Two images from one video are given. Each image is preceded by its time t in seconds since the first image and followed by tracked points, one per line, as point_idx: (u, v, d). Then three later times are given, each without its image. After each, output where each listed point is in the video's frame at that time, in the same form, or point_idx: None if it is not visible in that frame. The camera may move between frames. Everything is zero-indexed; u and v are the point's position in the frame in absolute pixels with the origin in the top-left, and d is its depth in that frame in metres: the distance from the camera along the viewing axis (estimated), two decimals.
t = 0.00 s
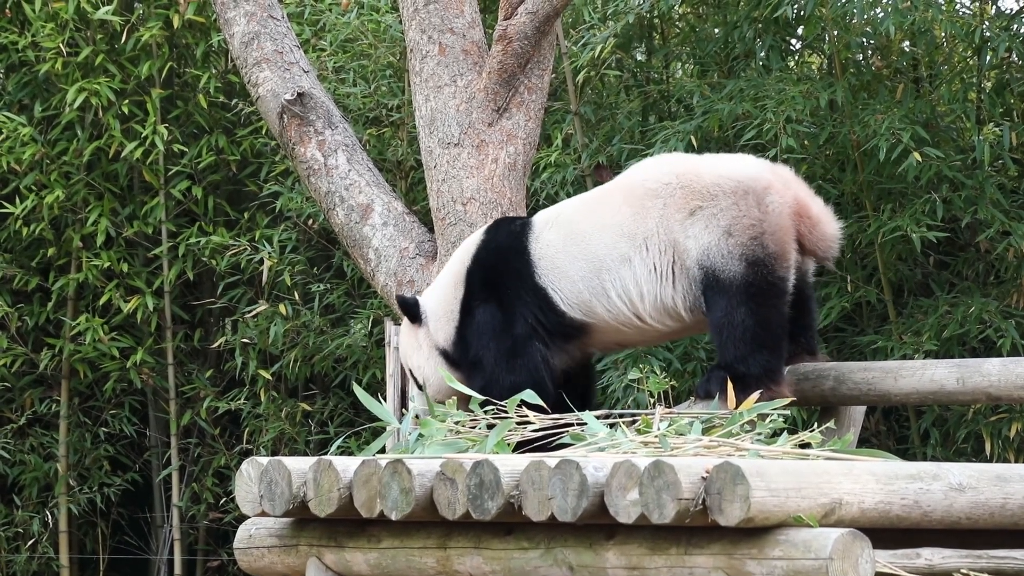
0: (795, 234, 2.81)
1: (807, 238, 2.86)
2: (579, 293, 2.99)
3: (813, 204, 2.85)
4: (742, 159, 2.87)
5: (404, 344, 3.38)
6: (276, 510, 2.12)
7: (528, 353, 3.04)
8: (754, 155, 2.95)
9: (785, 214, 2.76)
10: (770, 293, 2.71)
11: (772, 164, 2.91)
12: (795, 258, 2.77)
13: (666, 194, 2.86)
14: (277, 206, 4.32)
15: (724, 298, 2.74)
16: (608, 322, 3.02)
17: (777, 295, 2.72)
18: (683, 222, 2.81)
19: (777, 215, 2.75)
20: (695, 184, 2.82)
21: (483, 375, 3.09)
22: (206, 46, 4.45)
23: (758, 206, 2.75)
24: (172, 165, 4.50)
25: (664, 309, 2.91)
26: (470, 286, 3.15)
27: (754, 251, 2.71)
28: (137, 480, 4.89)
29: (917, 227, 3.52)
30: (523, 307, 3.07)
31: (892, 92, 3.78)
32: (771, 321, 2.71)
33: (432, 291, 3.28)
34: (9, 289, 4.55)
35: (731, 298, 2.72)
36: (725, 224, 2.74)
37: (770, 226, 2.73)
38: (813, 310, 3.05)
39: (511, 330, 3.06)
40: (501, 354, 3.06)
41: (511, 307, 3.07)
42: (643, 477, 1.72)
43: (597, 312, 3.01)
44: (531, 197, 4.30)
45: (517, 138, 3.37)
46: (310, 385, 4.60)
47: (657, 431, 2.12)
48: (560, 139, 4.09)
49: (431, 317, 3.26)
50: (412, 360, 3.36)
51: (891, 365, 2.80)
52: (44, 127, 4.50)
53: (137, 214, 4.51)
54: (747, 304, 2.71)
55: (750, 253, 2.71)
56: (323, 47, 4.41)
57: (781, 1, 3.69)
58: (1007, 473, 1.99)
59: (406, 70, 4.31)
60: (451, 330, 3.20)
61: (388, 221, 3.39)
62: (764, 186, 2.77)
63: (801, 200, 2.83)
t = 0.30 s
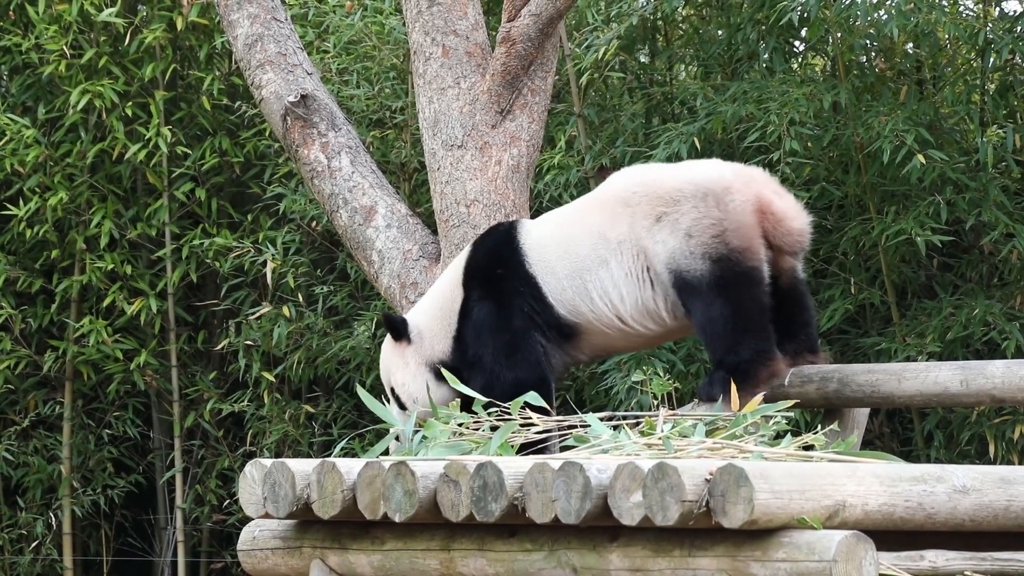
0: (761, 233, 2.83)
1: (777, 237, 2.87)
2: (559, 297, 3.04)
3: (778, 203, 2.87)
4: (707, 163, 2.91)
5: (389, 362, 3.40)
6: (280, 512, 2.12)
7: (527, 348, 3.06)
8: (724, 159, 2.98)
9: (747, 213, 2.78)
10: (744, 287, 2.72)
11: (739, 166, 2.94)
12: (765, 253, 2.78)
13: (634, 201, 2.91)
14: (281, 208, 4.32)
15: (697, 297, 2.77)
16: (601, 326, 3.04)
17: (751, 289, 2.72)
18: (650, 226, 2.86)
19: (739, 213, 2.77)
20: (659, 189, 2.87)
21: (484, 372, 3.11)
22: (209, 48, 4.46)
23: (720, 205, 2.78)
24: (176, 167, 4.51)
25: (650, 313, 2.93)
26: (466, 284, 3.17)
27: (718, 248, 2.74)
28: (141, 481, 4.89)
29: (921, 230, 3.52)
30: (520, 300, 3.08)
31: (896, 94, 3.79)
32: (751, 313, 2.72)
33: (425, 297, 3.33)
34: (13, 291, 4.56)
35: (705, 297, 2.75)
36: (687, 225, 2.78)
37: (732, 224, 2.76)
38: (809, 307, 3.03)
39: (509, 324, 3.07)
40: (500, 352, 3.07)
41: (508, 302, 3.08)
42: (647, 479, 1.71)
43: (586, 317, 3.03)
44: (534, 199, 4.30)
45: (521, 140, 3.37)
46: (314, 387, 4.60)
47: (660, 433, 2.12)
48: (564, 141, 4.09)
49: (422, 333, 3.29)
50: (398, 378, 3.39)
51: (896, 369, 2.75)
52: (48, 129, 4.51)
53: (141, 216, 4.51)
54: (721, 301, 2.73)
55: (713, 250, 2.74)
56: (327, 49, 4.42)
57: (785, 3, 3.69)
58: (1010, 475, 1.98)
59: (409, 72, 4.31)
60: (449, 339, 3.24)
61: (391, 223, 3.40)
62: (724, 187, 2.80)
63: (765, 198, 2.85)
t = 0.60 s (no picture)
0: (722, 250, 2.89)
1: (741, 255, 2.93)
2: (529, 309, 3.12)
3: (747, 222, 2.93)
4: (684, 180, 2.96)
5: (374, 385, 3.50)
6: (291, 513, 2.12)
7: (522, 350, 3.11)
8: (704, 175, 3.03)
9: (708, 234, 2.84)
10: (675, 309, 2.81)
11: (714, 182, 2.99)
12: (712, 278, 2.85)
13: (605, 213, 2.97)
14: (291, 210, 4.33)
15: (636, 310, 2.86)
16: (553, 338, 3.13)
17: (684, 311, 2.81)
18: (614, 238, 2.93)
19: (698, 233, 2.84)
20: (631, 203, 2.93)
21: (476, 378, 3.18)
22: (220, 50, 4.48)
23: (683, 224, 2.85)
24: (186, 169, 4.51)
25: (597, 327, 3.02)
26: (452, 294, 3.22)
27: (669, 267, 2.82)
28: (152, 483, 4.91)
29: (932, 232, 3.51)
30: (505, 310, 3.13)
31: (906, 96, 3.78)
32: (673, 336, 2.80)
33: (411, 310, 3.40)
34: (24, 293, 4.58)
35: (639, 311, 2.85)
36: (648, 241, 2.85)
37: (689, 243, 2.83)
38: (812, 305, 3.09)
39: (499, 324, 3.13)
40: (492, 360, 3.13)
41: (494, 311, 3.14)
42: (657, 481, 1.71)
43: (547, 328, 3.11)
44: (544, 200, 4.31)
45: (531, 142, 3.37)
46: (325, 389, 4.61)
47: (671, 435, 2.12)
48: (574, 143, 4.10)
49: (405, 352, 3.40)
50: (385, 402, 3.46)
51: (908, 370, 2.70)
52: (59, 131, 4.53)
53: (152, 217, 4.52)
54: (650, 318, 2.82)
55: (664, 268, 2.82)
56: (337, 51, 4.42)
57: (795, 5, 3.69)
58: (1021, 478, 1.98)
59: (419, 74, 4.32)
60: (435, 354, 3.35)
61: (402, 225, 3.40)
62: (692, 206, 2.87)
63: (734, 217, 2.91)
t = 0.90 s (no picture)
0: (732, 277, 2.93)
1: (750, 281, 2.97)
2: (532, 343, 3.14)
3: (755, 244, 2.97)
4: (688, 207, 2.98)
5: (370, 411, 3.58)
6: (315, 514, 2.13)
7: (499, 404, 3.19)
8: (703, 198, 3.06)
9: (720, 266, 2.87)
10: (691, 343, 2.85)
11: (717, 206, 3.02)
12: (724, 308, 2.89)
13: (612, 243, 2.97)
14: (313, 211, 4.35)
15: (648, 345, 2.89)
16: (567, 371, 3.15)
17: (697, 344, 2.86)
18: (624, 271, 2.93)
19: (709, 265, 2.86)
20: (639, 234, 2.94)
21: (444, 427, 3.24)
22: (242, 51, 4.50)
23: (694, 255, 2.86)
24: (209, 170, 4.54)
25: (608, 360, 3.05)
26: (436, 341, 3.27)
27: (682, 301, 2.85)
28: (175, 484, 4.94)
29: (955, 232, 3.49)
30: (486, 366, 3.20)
31: (929, 96, 3.75)
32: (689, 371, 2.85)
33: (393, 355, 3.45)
34: (48, 294, 4.62)
35: (651, 344, 2.88)
36: (660, 274, 2.87)
37: (702, 275, 2.85)
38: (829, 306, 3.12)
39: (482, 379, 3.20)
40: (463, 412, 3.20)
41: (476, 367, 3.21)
42: (680, 482, 1.71)
43: (563, 360, 3.13)
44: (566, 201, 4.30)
45: (553, 143, 3.38)
46: (347, 390, 4.62)
47: (695, 436, 2.11)
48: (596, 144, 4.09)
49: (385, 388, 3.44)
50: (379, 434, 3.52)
51: (932, 371, 2.70)
52: (82, 132, 4.57)
53: (175, 219, 4.55)
54: (663, 352, 2.86)
55: (678, 302, 2.85)
56: (359, 52, 4.44)
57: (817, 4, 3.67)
58: None
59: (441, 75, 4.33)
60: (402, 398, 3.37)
61: (425, 226, 3.41)
62: (702, 235, 2.89)
63: (743, 242, 2.95)
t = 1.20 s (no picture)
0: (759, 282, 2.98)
1: (771, 291, 3.02)
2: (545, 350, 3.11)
3: (779, 256, 3.05)
4: (709, 215, 3.05)
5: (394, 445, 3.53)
6: (360, 506, 2.14)
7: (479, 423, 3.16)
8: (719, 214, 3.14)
9: (749, 267, 2.92)
10: (721, 341, 2.87)
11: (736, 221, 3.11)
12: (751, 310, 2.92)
13: (635, 245, 3.01)
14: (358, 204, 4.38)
15: (678, 344, 2.90)
16: (577, 379, 3.12)
17: (728, 343, 2.87)
18: (649, 271, 2.96)
19: (739, 266, 2.92)
20: (664, 236, 2.98)
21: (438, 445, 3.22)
22: (287, 45, 4.54)
23: (723, 255, 2.92)
24: (254, 164, 4.58)
25: (632, 363, 3.04)
26: (433, 359, 3.30)
27: (712, 298, 2.87)
28: (220, 476, 5.00)
29: (1003, 226, 3.46)
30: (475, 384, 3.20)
31: (976, 89, 3.71)
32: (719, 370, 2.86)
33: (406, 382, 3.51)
34: (94, 287, 4.70)
35: (680, 342, 2.90)
36: (689, 273, 2.90)
37: (732, 275, 2.90)
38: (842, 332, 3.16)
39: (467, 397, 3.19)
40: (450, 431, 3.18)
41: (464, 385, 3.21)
42: (725, 474, 1.71)
43: (574, 367, 3.10)
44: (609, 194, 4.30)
45: (598, 136, 3.38)
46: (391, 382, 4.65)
47: (739, 429, 2.11)
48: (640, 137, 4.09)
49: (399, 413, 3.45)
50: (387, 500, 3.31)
51: (978, 363, 2.73)
52: (128, 127, 4.63)
53: (220, 212, 4.61)
54: (695, 350, 2.87)
55: (708, 299, 2.87)
56: (404, 46, 4.47)
57: None
58: None
59: (486, 68, 4.34)
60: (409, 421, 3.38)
61: (469, 219, 3.43)
62: (730, 238, 2.95)
63: (768, 250, 3.02)
